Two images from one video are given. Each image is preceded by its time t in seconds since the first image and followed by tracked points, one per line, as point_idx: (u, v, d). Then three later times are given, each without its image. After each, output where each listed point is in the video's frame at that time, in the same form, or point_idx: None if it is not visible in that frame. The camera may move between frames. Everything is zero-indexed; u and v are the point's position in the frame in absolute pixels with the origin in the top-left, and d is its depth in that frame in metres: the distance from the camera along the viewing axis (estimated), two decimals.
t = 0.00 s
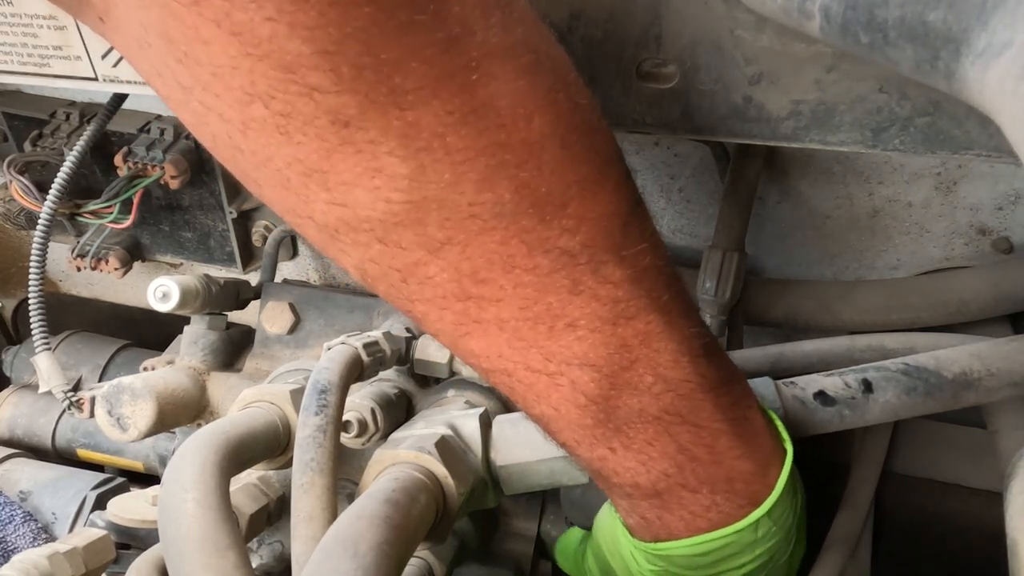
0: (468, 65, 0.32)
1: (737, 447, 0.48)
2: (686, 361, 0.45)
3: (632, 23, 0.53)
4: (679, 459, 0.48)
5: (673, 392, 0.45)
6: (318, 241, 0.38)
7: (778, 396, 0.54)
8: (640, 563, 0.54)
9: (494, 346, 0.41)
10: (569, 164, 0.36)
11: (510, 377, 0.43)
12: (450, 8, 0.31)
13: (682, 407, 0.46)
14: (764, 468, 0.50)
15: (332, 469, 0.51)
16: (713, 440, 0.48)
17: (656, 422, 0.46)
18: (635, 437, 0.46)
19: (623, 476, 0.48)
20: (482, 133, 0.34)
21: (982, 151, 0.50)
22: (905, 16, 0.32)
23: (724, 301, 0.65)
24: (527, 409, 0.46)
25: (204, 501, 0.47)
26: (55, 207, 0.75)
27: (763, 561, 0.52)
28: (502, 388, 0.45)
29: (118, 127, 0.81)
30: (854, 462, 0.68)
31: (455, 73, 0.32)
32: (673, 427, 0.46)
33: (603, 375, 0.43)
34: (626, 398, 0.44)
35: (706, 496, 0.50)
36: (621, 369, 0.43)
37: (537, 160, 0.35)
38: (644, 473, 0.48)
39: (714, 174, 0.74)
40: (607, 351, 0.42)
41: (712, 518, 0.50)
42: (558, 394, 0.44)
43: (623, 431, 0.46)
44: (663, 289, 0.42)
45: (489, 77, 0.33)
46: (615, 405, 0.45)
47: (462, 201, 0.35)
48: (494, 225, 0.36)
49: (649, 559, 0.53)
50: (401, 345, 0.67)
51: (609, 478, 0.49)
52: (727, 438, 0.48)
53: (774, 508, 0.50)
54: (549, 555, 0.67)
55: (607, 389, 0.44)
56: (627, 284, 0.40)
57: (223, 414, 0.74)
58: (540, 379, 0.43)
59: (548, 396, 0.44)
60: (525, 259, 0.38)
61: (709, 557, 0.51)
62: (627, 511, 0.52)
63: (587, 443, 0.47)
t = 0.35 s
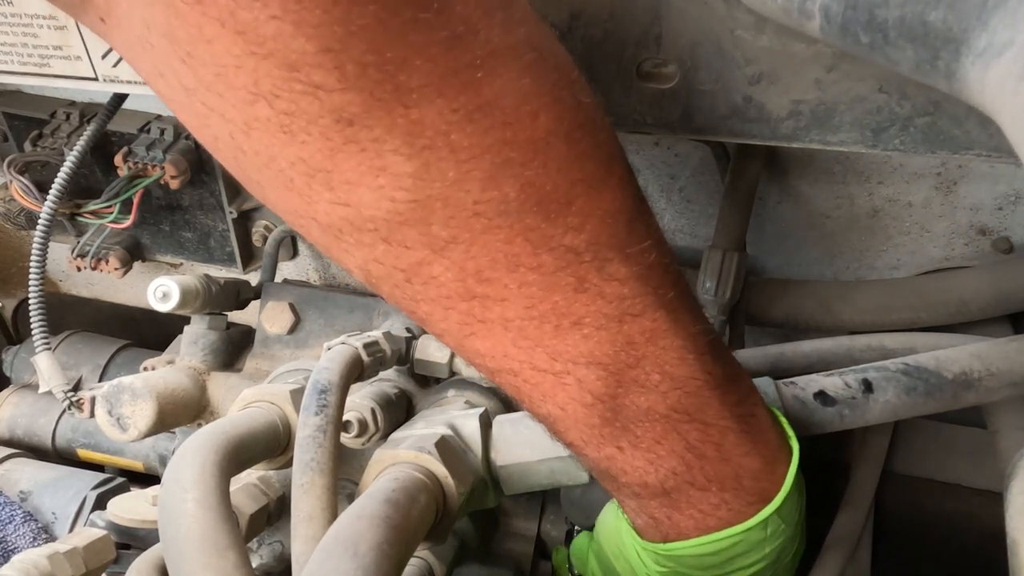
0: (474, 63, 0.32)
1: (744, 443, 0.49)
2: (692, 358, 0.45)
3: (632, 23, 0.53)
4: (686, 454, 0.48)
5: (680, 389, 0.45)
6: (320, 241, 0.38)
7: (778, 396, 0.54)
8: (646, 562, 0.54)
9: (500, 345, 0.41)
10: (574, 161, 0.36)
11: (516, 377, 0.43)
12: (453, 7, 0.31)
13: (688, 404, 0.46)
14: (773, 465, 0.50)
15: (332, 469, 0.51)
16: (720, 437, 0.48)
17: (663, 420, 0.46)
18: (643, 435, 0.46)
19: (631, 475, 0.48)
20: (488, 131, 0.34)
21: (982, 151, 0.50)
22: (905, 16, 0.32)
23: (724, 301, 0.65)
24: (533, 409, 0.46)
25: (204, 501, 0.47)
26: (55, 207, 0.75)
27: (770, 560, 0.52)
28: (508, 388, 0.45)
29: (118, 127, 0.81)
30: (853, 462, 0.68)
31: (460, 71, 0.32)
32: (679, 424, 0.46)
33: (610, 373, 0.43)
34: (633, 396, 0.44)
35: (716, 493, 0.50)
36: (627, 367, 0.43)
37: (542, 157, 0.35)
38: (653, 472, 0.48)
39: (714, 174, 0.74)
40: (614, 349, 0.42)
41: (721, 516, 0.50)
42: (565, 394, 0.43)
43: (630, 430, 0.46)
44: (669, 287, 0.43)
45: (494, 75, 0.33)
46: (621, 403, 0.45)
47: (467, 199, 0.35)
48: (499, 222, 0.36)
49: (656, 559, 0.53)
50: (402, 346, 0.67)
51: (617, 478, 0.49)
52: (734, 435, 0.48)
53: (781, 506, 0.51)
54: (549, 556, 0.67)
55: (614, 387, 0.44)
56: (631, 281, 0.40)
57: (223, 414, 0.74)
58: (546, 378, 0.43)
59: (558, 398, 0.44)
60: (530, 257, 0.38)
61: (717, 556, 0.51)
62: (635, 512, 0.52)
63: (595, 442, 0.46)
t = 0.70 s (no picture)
0: (467, 63, 0.32)
1: (734, 444, 0.49)
2: (683, 360, 0.45)
3: (632, 24, 0.53)
4: (674, 452, 0.47)
5: (670, 390, 0.45)
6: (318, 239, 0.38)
7: (777, 395, 0.54)
8: (636, 559, 0.54)
9: (490, 343, 0.41)
10: (567, 162, 0.36)
11: (506, 374, 0.43)
12: (447, 6, 0.31)
13: (678, 405, 0.46)
14: (763, 466, 0.50)
15: (332, 469, 0.51)
16: (710, 437, 0.48)
17: (651, 420, 0.46)
18: (632, 434, 0.46)
19: (620, 472, 0.48)
20: (478, 132, 0.34)
21: (982, 151, 0.50)
22: (906, 16, 0.32)
23: (724, 302, 0.65)
24: (523, 405, 0.46)
25: (204, 501, 0.47)
26: (56, 207, 0.75)
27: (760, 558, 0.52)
28: (498, 383, 0.45)
29: (119, 127, 0.81)
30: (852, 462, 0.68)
31: (452, 70, 0.32)
32: (669, 423, 0.46)
33: (598, 372, 0.43)
34: (622, 395, 0.44)
35: (704, 492, 0.50)
36: (616, 367, 0.43)
37: (534, 158, 0.35)
38: (641, 470, 0.48)
39: (715, 174, 0.74)
40: (603, 348, 0.42)
41: (709, 515, 0.50)
42: (554, 391, 0.44)
43: (618, 428, 0.46)
44: (661, 287, 0.43)
45: (487, 75, 0.33)
46: (610, 402, 0.45)
47: (458, 199, 0.35)
48: (490, 222, 0.36)
49: (644, 553, 0.53)
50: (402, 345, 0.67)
51: (606, 474, 0.49)
52: (724, 436, 0.48)
53: (772, 505, 0.50)
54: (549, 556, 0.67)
55: (602, 386, 0.44)
56: (624, 282, 0.40)
57: (223, 414, 0.74)
58: (535, 376, 0.43)
59: (547, 395, 0.44)
60: (520, 258, 0.37)
61: (705, 552, 0.51)
62: (623, 507, 0.52)
63: (584, 440, 0.46)
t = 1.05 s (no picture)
0: (466, 59, 0.32)
1: (736, 441, 0.49)
2: (684, 357, 0.44)
3: (632, 24, 0.53)
4: (675, 448, 0.48)
5: (671, 387, 0.45)
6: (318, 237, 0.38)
7: (777, 395, 0.54)
8: (638, 557, 0.54)
9: (491, 339, 0.41)
10: (567, 158, 0.36)
11: (508, 371, 0.43)
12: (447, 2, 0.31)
13: (679, 403, 0.46)
14: (764, 464, 0.50)
15: (332, 469, 0.51)
16: (711, 435, 0.48)
17: (652, 417, 0.46)
18: (634, 430, 0.46)
19: (620, 470, 0.48)
20: (478, 127, 0.34)
21: (982, 151, 0.50)
22: (906, 16, 0.32)
23: (724, 301, 0.65)
24: (523, 403, 0.45)
25: (204, 501, 0.47)
26: (56, 207, 0.75)
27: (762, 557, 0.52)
28: (499, 380, 0.44)
29: (119, 127, 0.81)
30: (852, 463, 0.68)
31: (452, 66, 0.32)
32: (671, 420, 0.46)
33: (600, 369, 0.43)
34: (624, 391, 0.44)
35: (705, 490, 0.50)
36: (617, 364, 0.43)
37: (535, 154, 0.35)
38: (641, 467, 0.48)
39: (716, 174, 0.74)
40: (604, 345, 0.42)
41: (710, 512, 0.50)
42: (556, 389, 0.43)
43: (619, 425, 0.46)
44: (661, 285, 0.43)
45: (487, 71, 0.33)
46: (611, 399, 0.44)
47: (459, 194, 0.35)
48: (491, 218, 0.36)
49: (645, 550, 0.53)
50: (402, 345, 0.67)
51: (607, 472, 0.49)
52: (726, 434, 0.48)
53: (773, 503, 0.50)
54: (549, 556, 0.67)
55: (604, 383, 0.44)
56: (626, 279, 0.41)
57: (223, 414, 0.74)
58: (537, 373, 0.43)
59: (548, 394, 0.44)
60: (521, 253, 0.37)
61: (707, 550, 0.51)
62: (625, 505, 0.52)
63: (585, 437, 0.46)
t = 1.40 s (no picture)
0: (472, 64, 0.32)
1: (744, 443, 0.49)
2: (690, 359, 0.45)
3: (632, 23, 0.53)
4: (684, 451, 0.48)
5: (677, 390, 0.45)
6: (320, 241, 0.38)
7: (778, 395, 0.54)
8: (645, 560, 0.54)
9: (498, 345, 0.41)
10: (573, 162, 0.36)
11: (516, 377, 0.43)
12: (453, 7, 0.31)
13: (685, 405, 0.46)
14: (772, 464, 0.50)
15: (332, 469, 0.51)
16: (719, 437, 0.48)
17: (661, 419, 0.46)
18: (642, 433, 0.46)
19: (629, 474, 0.48)
20: (485, 132, 0.34)
21: (982, 151, 0.50)
22: (906, 16, 0.32)
23: (724, 301, 0.65)
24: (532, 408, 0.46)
25: (204, 501, 0.47)
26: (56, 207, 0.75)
27: (766, 563, 0.53)
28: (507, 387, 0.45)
29: (118, 127, 0.81)
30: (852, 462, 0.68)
31: (459, 71, 0.32)
32: (677, 423, 0.46)
33: (608, 372, 0.43)
34: (632, 394, 0.44)
35: (714, 492, 0.50)
36: (625, 366, 0.43)
37: (542, 159, 0.35)
38: (651, 470, 0.48)
39: (715, 173, 0.74)
40: (612, 348, 0.42)
41: (719, 515, 0.50)
42: (562, 393, 0.44)
43: (628, 428, 0.46)
44: (668, 287, 0.43)
45: (494, 77, 0.33)
46: (620, 402, 0.45)
47: (466, 198, 0.35)
48: (498, 222, 0.36)
49: (654, 556, 0.53)
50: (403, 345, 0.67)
51: (617, 476, 0.49)
52: (734, 435, 0.48)
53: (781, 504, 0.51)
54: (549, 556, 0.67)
55: (612, 386, 0.44)
56: (630, 281, 0.40)
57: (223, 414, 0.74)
58: (545, 378, 0.43)
59: (558, 399, 0.44)
60: (528, 257, 0.38)
61: (718, 554, 0.51)
62: (634, 510, 0.52)
63: (594, 441, 0.47)
